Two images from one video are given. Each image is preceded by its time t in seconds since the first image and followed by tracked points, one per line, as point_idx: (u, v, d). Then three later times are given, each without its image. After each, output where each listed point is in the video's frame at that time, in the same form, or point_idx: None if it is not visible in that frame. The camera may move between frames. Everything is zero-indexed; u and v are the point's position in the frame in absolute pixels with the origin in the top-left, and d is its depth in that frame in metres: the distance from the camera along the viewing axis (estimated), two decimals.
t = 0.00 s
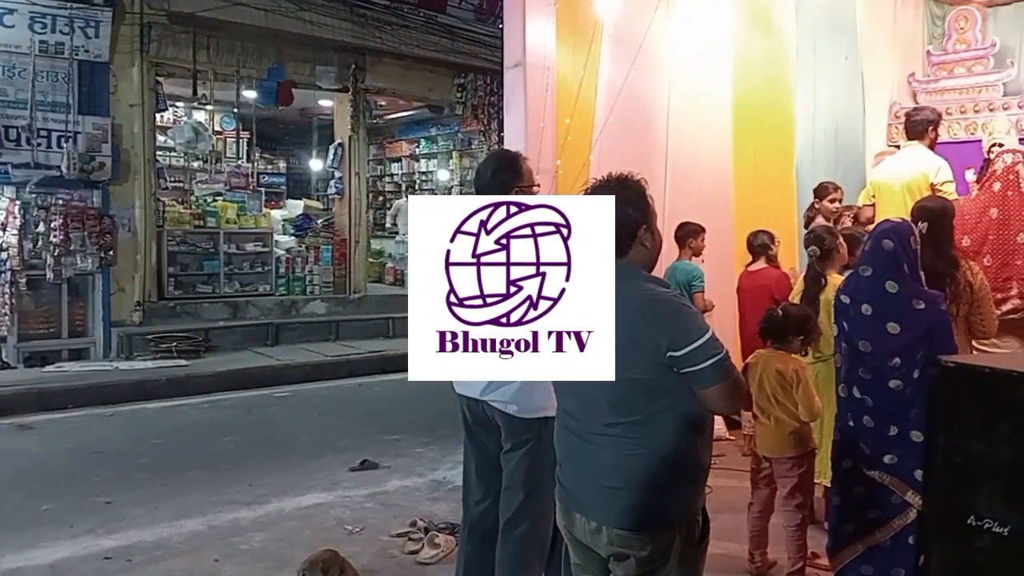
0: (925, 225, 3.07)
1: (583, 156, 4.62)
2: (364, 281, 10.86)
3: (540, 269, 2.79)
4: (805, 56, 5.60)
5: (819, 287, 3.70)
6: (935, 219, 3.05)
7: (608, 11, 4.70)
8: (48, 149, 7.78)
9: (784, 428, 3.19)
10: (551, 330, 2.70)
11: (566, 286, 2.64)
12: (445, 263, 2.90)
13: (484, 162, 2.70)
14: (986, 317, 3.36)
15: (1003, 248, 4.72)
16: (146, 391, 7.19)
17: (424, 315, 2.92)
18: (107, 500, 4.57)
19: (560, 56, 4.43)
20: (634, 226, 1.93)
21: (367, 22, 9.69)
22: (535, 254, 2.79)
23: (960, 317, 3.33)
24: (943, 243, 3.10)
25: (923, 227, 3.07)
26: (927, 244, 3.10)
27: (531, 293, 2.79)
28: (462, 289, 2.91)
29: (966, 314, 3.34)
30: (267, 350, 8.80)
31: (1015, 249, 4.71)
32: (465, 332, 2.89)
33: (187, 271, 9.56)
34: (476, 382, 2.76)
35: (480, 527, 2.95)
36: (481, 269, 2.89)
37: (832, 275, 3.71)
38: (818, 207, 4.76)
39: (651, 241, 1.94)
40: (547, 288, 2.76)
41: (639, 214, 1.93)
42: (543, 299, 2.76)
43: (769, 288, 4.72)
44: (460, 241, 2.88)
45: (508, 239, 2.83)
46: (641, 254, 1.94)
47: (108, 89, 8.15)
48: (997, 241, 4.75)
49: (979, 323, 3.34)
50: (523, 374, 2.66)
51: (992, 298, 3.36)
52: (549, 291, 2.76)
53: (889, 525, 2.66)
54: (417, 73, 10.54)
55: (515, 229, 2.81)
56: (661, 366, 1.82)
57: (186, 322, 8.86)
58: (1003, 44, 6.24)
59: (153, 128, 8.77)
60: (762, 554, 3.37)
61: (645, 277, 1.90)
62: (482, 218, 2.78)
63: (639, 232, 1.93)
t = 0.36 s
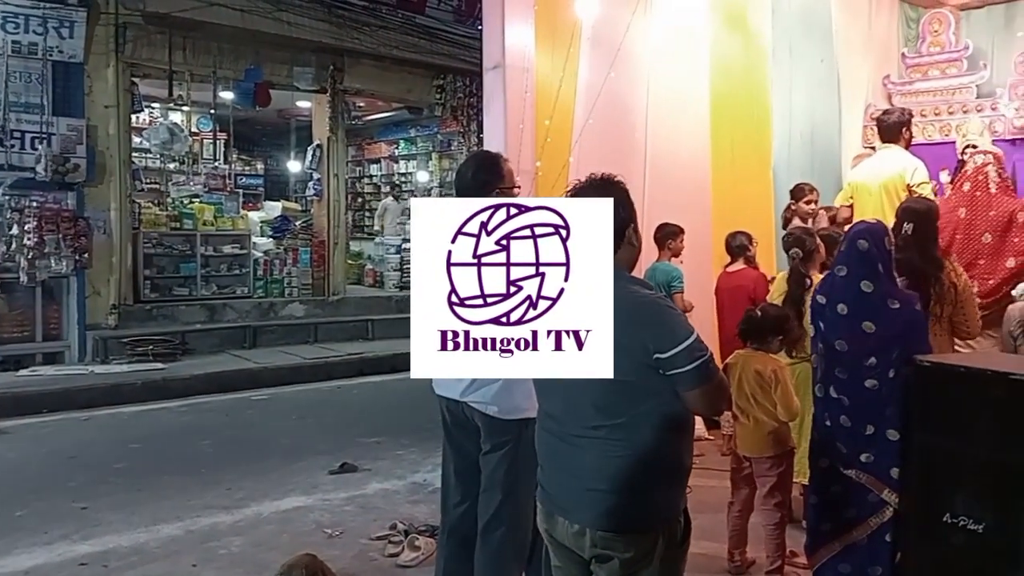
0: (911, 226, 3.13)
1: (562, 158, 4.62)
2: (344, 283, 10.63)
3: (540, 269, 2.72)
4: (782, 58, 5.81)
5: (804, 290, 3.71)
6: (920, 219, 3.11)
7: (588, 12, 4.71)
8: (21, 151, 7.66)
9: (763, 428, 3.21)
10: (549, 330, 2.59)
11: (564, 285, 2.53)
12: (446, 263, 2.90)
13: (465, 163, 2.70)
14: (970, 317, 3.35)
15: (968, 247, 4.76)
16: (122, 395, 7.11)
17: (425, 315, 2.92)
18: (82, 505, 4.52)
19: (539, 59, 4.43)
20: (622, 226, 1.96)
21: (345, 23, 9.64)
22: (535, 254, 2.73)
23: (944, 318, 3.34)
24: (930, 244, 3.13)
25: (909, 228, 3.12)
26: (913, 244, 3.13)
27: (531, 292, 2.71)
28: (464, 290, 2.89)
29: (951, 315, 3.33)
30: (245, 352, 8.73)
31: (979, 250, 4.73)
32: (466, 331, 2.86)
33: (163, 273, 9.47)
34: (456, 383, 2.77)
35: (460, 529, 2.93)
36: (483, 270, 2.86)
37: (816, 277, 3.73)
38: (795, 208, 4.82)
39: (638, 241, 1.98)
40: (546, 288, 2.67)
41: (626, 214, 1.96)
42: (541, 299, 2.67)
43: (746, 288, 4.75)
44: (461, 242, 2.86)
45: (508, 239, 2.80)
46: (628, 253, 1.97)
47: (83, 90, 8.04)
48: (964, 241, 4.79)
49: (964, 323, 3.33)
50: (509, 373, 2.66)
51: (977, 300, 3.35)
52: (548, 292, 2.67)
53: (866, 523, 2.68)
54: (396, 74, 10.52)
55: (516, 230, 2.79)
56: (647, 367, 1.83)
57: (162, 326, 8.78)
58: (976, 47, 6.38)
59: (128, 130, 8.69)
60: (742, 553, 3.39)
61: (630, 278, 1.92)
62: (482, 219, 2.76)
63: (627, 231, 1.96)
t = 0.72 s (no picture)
0: (895, 229, 3.15)
1: (548, 162, 4.63)
2: (328, 287, 10.57)
3: (540, 269, 2.73)
4: (766, 62, 5.85)
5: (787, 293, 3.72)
6: (904, 223, 3.12)
7: (573, 17, 4.72)
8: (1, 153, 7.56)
9: (750, 430, 3.22)
10: (550, 330, 2.62)
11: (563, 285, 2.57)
12: (446, 263, 2.89)
13: (452, 167, 2.70)
14: (953, 318, 3.38)
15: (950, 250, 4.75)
16: (105, 399, 7.05)
17: (424, 316, 2.91)
18: (66, 511, 4.47)
19: (525, 62, 4.43)
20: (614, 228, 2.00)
21: (330, 26, 9.59)
22: (535, 255, 2.73)
23: (927, 320, 3.38)
24: (914, 246, 3.16)
25: (894, 231, 3.14)
26: (899, 246, 3.16)
27: (531, 293, 2.72)
28: (464, 290, 2.89)
29: (934, 316, 3.37)
30: (229, 357, 8.68)
31: (960, 254, 4.72)
32: (466, 331, 2.86)
33: (146, 277, 9.42)
34: (442, 386, 2.76)
35: (446, 534, 2.92)
36: (482, 270, 2.85)
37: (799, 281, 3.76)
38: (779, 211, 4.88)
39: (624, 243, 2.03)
40: (546, 288, 2.68)
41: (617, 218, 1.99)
42: (541, 299, 2.69)
43: (732, 291, 4.78)
44: (461, 242, 2.83)
45: (508, 240, 2.80)
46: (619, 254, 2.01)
47: (65, 93, 7.97)
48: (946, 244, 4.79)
49: (947, 325, 3.36)
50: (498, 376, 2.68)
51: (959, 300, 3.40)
52: (548, 291, 2.69)
53: (850, 524, 2.69)
54: (382, 77, 10.51)
55: (516, 230, 2.80)
56: (644, 369, 1.84)
57: (146, 329, 8.72)
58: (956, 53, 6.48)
59: (111, 132, 8.63)
60: (728, 555, 3.40)
61: (623, 282, 1.94)
62: (482, 220, 2.76)
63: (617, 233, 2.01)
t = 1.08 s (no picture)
0: (866, 231, 3.13)
1: (534, 164, 4.63)
2: (312, 289, 10.70)
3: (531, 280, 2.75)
4: (750, 66, 5.89)
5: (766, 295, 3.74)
6: (877, 224, 3.10)
7: (559, 19, 4.73)
8: None
9: (733, 432, 3.23)
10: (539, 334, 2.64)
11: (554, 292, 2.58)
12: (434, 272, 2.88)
13: (443, 166, 2.75)
14: (924, 318, 3.42)
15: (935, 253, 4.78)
16: (87, 403, 6.99)
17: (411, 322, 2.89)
18: (47, 515, 4.43)
19: (511, 65, 4.43)
20: (597, 233, 1.94)
21: (315, 28, 9.55)
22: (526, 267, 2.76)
23: (898, 320, 3.41)
24: (886, 248, 3.13)
25: (865, 233, 3.12)
26: (869, 249, 3.14)
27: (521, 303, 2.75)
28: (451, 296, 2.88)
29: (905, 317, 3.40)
30: (213, 359, 8.63)
31: (946, 255, 4.76)
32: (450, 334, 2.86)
33: (128, 279, 9.35)
34: (426, 387, 2.76)
35: (430, 537, 2.91)
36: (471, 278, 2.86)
37: (779, 282, 3.77)
38: (765, 214, 4.89)
39: (611, 249, 1.97)
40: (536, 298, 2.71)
41: (602, 222, 1.94)
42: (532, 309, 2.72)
43: (716, 293, 4.80)
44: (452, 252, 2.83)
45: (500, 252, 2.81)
46: (601, 261, 1.96)
47: (47, 94, 7.89)
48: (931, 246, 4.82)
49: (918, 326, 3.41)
50: (484, 379, 2.69)
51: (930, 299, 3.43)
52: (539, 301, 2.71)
53: (834, 524, 2.70)
54: (366, 79, 10.51)
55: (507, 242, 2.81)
56: (629, 371, 1.82)
57: (129, 332, 8.65)
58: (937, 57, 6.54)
59: (93, 133, 8.57)
60: (714, 555, 3.40)
61: (608, 284, 1.92)
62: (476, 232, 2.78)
63: (603, 239, 1.95)
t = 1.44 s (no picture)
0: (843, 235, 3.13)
1: (521, 167, 4.63)
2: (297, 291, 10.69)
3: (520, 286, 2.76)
4: (736, 70, 5.91)
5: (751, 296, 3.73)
6: (855, 228, 3.10)
7: (545, 22, 4.73)
8: None
9: (717, 433, 3.25)
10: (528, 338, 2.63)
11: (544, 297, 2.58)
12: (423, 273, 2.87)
13: (439, 168, 2.74)
14: (900, 323, 3.43)
15: (928, 256, 4.78)
16: (70, 405, 6.93)
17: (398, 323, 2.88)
18: (29, 518, 4.39)
19: (498, 67, 4.43)
20: (579, 239, 1.94)
21: (301, 29, 9.52)
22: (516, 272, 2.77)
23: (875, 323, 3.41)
24: (863, 252, 3.13)
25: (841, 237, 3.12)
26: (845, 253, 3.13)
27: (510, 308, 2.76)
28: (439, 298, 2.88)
29: (883, 319, 3.41)
30: (198, 361, 8.57)
31: (941, 258, 4.75)
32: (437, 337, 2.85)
33: (112, 280, 9.29)
34: (411, 387, 2.75)
35: (416, 541, 2.90)
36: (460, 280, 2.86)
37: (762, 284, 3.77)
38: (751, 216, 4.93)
39: (595, 258, 1.96)
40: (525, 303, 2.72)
41: (586, 228, 1.94)
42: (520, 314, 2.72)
43: (702, 296, 4.82)
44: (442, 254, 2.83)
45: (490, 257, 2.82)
46: (583, 267, 1.95)
47: (30, 95, 7.82)
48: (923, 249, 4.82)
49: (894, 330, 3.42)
50: (469, 380, 2.68)
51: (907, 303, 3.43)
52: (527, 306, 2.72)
53: (820, 526, 2.71)
54: (353, 81, 10.51)
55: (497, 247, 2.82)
56: (612, 374, 1.82)
57: (113, 334, 8.60)
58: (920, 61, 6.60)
59: (77, 134, 8.52)
60: (700, 557, 3.41)
61: (594, 287, 1.91)
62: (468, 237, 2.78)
63: (584, 245, 1.94)
